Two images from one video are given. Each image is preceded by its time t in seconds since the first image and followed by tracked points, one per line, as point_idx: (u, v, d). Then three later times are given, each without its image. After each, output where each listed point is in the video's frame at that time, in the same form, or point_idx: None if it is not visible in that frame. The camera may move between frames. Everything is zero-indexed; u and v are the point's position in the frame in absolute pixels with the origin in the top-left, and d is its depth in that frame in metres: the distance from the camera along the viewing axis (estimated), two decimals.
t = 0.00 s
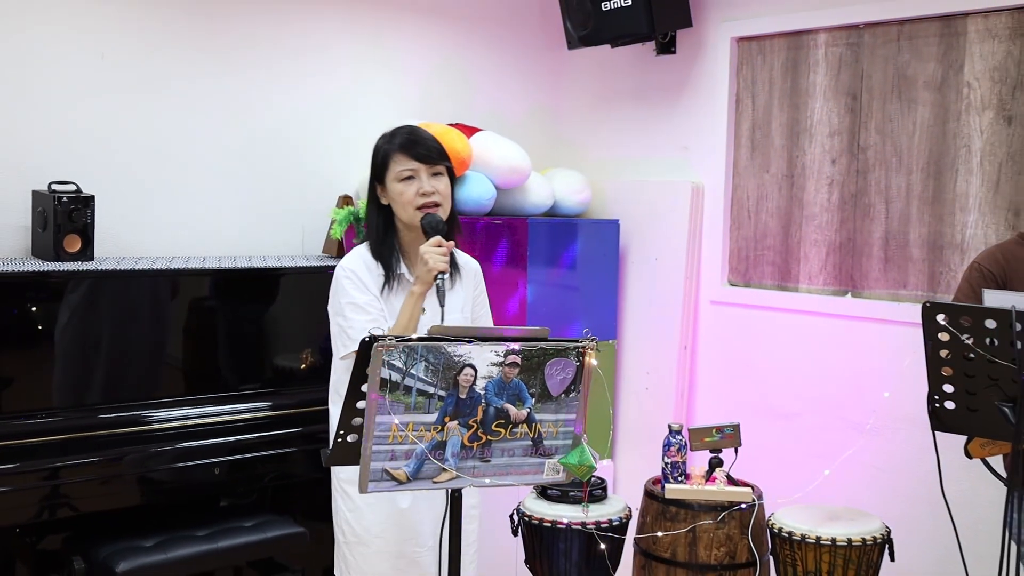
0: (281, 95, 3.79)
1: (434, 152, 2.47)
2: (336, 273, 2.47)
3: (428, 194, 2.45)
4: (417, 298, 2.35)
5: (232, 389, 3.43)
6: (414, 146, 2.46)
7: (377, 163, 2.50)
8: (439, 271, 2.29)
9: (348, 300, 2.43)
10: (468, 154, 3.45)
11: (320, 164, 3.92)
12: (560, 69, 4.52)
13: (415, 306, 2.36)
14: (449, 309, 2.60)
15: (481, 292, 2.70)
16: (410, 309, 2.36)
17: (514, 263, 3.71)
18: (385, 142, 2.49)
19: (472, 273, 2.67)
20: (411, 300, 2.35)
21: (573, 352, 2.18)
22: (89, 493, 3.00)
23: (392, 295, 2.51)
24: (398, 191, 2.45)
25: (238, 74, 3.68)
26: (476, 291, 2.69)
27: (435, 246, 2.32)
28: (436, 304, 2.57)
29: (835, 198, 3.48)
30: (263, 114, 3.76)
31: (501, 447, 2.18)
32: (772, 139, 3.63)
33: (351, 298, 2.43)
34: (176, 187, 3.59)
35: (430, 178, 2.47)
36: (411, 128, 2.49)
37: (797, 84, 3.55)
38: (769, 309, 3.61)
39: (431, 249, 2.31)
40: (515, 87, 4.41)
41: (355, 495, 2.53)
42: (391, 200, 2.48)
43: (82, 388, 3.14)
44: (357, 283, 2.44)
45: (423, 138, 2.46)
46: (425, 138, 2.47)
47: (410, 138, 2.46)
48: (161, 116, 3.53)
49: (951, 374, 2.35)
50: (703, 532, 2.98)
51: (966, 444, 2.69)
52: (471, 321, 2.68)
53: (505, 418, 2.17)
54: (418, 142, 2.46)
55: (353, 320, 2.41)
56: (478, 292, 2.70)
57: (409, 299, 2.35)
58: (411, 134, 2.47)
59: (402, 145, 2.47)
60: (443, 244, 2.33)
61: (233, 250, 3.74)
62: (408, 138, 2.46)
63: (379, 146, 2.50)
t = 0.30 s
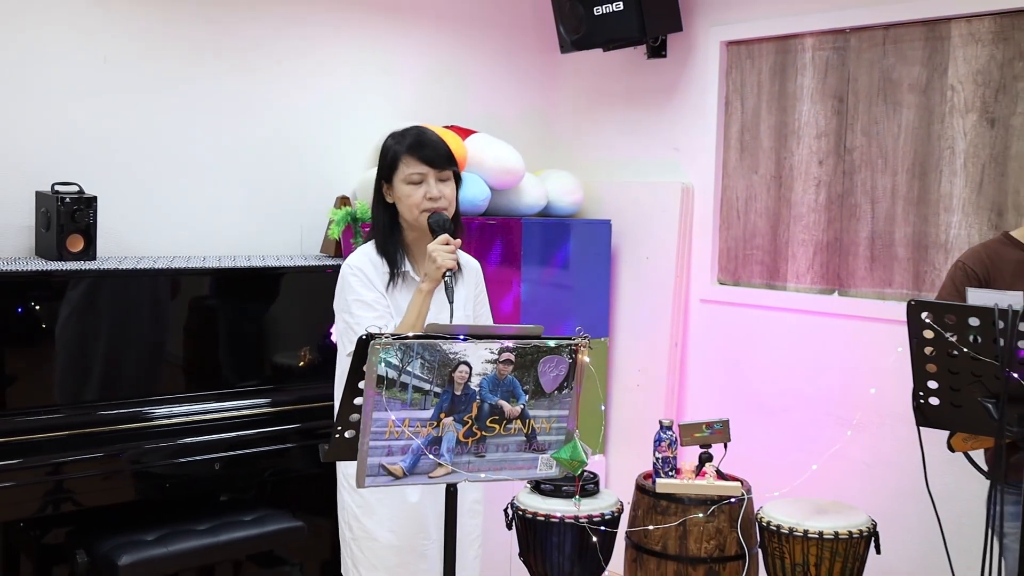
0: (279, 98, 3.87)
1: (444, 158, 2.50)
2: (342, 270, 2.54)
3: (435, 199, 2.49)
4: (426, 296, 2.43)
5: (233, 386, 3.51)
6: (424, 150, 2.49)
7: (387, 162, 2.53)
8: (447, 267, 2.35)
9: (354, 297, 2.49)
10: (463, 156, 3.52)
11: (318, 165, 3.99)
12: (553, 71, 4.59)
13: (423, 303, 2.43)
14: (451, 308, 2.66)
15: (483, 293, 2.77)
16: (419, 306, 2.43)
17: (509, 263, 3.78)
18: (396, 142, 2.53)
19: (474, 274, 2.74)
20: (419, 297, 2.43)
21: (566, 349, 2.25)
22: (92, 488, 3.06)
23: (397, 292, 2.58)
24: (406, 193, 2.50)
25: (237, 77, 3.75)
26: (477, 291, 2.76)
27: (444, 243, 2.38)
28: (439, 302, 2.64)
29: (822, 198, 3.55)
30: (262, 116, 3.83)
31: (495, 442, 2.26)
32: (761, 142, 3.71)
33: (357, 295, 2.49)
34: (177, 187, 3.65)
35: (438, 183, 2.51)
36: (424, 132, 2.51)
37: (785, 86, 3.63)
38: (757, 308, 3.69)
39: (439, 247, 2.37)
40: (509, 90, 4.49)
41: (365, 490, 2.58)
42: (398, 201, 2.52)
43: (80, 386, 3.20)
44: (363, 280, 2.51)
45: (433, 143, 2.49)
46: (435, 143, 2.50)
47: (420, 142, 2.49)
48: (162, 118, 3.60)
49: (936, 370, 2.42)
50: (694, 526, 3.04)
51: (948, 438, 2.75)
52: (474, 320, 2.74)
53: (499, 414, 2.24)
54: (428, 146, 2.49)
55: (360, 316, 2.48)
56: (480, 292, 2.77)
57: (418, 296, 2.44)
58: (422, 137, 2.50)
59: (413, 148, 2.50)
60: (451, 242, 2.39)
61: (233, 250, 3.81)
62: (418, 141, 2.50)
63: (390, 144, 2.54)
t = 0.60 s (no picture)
0: (278, 101, 3.95)
1: (443, 173, 2.58)
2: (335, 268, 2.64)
3: (429, 212, 2.58)
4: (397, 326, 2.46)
5: (233, 383, 3.59)
6: (426, 163, 2.57)
7: (389, 167, 2.61)
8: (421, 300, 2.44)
9: (328, 301, 2.61)
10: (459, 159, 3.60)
11: (315, 167, 4.08)
12: (546, 75, 4.69)
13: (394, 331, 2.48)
14: (450, 307, 2.75)
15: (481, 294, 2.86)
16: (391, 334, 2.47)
17: (503, 263, 3.87)
18: (400, 149, 2.60)
19: (473, 276, 2.83)
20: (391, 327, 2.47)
21: (558, 347, 2.34)
22: (96, 483, 3.15)
23: (386, 290, 2.64)
24: (402, 202, 2.58)
25: (237, 81, 3.83)
26: (476, 293, 2.84)
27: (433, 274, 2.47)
28: (438, 300, 2.72)
29: (808, 200, 3.65)
30: (261, 119, 3.91)
31: (489, 438, 2.34)
32: (748, 144, 3.81)
33: (330, 301, 2.61)
34: (178, 189, 3.74)
35: (435, 196, 2.59)
36: (428, 145, 2.58)
37: (772, 91, 3.72)
38: (745, 306, 3.78)
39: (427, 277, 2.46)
40: (503, 93, 4.59)
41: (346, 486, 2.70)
42: (395, 206, 2.61)
43: (82, 384, 3.27)
44: (345, 285, 2.61)
45: (435, 158, 2.56)
46: (438, 157, 2.57)
47: (422, 155, 2.57)
48: (163, 122, 3.68)
49: (918, 368, 2.47)
50: (683, 519, 3.12)
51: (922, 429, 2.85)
52: (472, 320, 2.83)
53: (494, 411, 2.32)
54: (429, 160, 2.57)
55: (325, 323, 2.60)
56: (479, 294, 2.85)
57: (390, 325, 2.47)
58: (425, 149, 2.58)
59: (415, 159, 2.57)
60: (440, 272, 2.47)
61: (233, 251, 3.90)
62: (421, 154, 2.57)
63: (394, 150, 2.61)
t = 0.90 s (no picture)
0: (278, 106, 4.03)
1: (433, 169, 2.66)
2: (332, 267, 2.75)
3: (419, 208, 2.65)
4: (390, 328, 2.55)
5: (235, 382, 3.68)
6: (415, 160, 2.65)
7: (382, 167, 2.71)
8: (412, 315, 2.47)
9: (326, 297, 2.71)
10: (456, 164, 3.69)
11: (315, 171, 4.16)
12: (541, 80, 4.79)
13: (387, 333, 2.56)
14: (445, 306, 2.84)
15: (485, 292, 2.92)
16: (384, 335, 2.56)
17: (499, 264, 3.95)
18: (392, 148, 2.70)
19: (474, 274, 2.90)
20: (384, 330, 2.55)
21: (553, 346, 2.42)
22: (101, 480, 3.23)
23: (379, 286, 2.73)
24: (394, 199, 2.66)
25: (238, 86, 3.92)
26: (478, 291, 2.91)
27: (420, 291, 2.47)
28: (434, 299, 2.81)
29: (795, 203, 3.75)
30: (262, 124, 4.00)
31: (485, 435, 2.43)
32: (737, 149, 3.91)
33: (327, 296, 2.71)
34: (180, 192, 3.82)
35: (425, 192, 2.67)
36: (418, 143, 2.67)
37: (761, 97, 3.82)
38: (734, 307, 3.88)
39: (413, 293, 2.46)
40: (497, 98, 4.68)
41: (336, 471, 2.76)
42: (388, 205, 2.69)
43: (88, 383, 3.35)
44: (341, 280, 2.70)
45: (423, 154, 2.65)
46: (428, 153, 2.66)
47: (412, 151, 2.66)
48: (166, 126, 3.76)
49: (903, 367, 2.56)
50: (674, 514, 3.21)
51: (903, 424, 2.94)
52: (471, 318, 2.90)
53: (489, 409, 2.41)
54: (418, 156, 2.65)
55: (324, 316, 2.70)
56: (481, 291, 2.92)
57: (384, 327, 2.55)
58: (415, 147, 2.66)
59: (406, 157, 2.66)
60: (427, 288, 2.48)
61: (234, 253, 3.98)
62: (411, 150, 2.66)
63: (387, 151, 2.71)
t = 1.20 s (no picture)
0: (279, 110, 4.11)
1: (432, 161, 2.75)
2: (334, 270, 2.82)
3: (419, 198, 2.73)
4: (394, 307, 2.61)
5: (238, 378, 3.76)
6: (415, 154, 2.74)
7: (382, 166, 2.79)
8: (414, 287, 2.53)
9: (332, 297, 2.78)
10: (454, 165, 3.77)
11: (316, 173, 4.24)
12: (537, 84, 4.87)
13: (391, 313, 2.62)
14: (443, 309, 2.93)
15: (482, 295, 3.02)
16: (388, 316, 2.62)
17: (497, 264, 4.05)
18: (392, 147, 2.79)
19: (473, 278, 2.99)
20: (388, 308, 2.61)
21: (548, 345, 2.49)
22: (107, 475, 3.30)
23: (380, 291, 2.82)
24: (394, 193, 2.75)
25: (240, 90, 4.00)
26: (476, 294, 3.00)
27: (418, 264, 2.55)
28: (431, 302, 2.91)
29: (786, 205, 3.83)
30: (264, 127, 4.08)
31: (483, 431, 2.51)
32: (729, 152, 3.99)
33: (333, 296, 2.77)
34: (184, 194, 3.90)
35: (425, 184, 2.75)
36: (417, 138, 2.77)
37: (752, 100, 3.91)
38: (726, 306, 3.97)
39: (412, 266, 2.53)
40: (495, 101, 4.77)
41: (337, 468, 2.86)
42: (389, 202, 2.77)
43: (94, 379, 3.44)
44: (345, 281, 2.78)
45: (423, 148, 2.74)
46: (427, 148, 2.75)
47: (412, 146, 2.75)
48: (169, 129, 3.84)
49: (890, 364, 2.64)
50: (667, 508, 3.29)
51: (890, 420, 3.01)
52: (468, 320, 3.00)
53: (487, 405, 2.49)
54: (418, 151, 2.74)
55: (333, 316, 2.76)
56: (479, 295, 3.01)
57: (387, 306, 2.62)
58: (414, 143, 2.76)
59: (406, 152, 2.75)
60: (425, 263, 2.56)
61: (236, 253, 4.05)
62: (411, 145, 2.75)
63: (386, 150, 2.80)
